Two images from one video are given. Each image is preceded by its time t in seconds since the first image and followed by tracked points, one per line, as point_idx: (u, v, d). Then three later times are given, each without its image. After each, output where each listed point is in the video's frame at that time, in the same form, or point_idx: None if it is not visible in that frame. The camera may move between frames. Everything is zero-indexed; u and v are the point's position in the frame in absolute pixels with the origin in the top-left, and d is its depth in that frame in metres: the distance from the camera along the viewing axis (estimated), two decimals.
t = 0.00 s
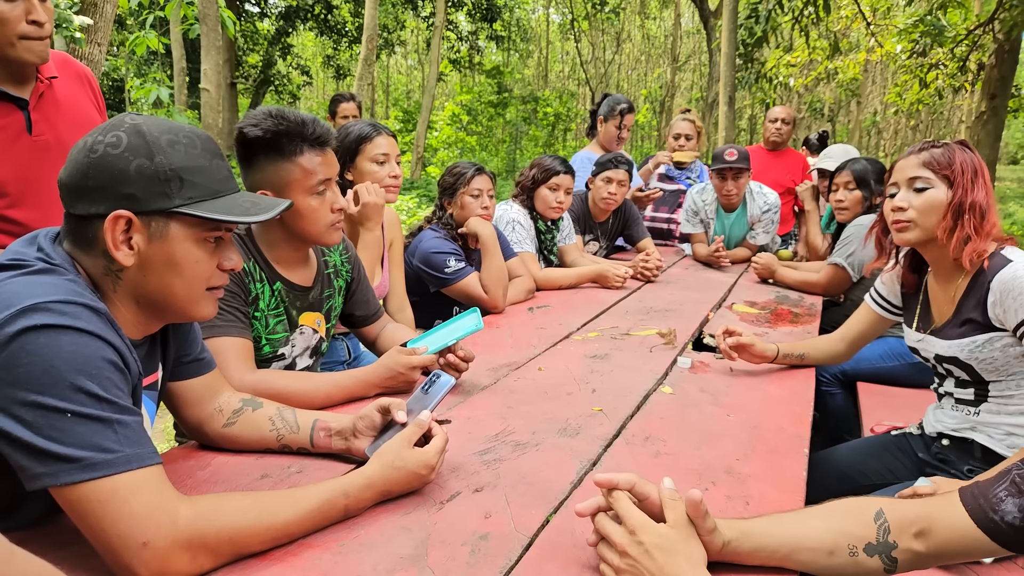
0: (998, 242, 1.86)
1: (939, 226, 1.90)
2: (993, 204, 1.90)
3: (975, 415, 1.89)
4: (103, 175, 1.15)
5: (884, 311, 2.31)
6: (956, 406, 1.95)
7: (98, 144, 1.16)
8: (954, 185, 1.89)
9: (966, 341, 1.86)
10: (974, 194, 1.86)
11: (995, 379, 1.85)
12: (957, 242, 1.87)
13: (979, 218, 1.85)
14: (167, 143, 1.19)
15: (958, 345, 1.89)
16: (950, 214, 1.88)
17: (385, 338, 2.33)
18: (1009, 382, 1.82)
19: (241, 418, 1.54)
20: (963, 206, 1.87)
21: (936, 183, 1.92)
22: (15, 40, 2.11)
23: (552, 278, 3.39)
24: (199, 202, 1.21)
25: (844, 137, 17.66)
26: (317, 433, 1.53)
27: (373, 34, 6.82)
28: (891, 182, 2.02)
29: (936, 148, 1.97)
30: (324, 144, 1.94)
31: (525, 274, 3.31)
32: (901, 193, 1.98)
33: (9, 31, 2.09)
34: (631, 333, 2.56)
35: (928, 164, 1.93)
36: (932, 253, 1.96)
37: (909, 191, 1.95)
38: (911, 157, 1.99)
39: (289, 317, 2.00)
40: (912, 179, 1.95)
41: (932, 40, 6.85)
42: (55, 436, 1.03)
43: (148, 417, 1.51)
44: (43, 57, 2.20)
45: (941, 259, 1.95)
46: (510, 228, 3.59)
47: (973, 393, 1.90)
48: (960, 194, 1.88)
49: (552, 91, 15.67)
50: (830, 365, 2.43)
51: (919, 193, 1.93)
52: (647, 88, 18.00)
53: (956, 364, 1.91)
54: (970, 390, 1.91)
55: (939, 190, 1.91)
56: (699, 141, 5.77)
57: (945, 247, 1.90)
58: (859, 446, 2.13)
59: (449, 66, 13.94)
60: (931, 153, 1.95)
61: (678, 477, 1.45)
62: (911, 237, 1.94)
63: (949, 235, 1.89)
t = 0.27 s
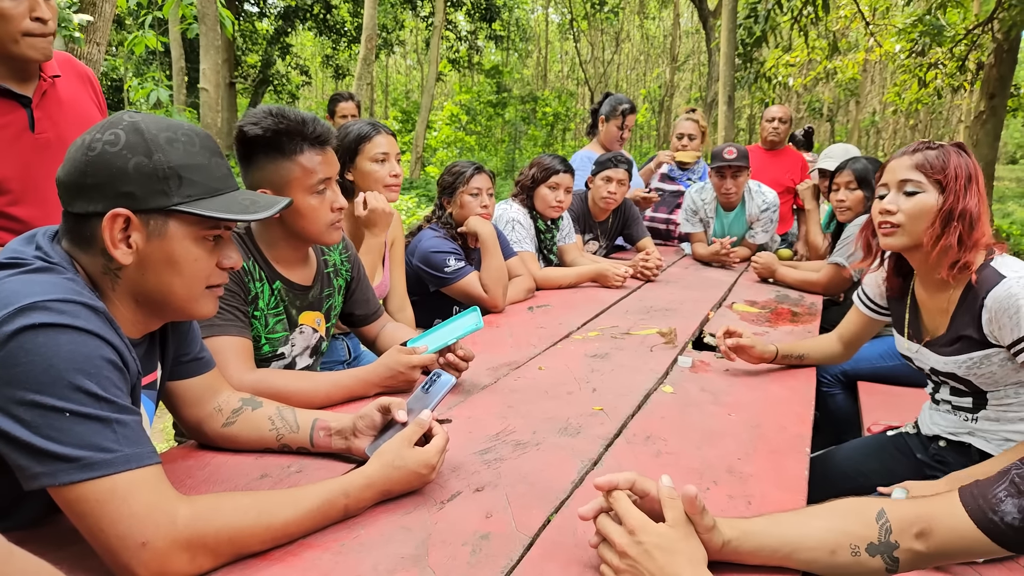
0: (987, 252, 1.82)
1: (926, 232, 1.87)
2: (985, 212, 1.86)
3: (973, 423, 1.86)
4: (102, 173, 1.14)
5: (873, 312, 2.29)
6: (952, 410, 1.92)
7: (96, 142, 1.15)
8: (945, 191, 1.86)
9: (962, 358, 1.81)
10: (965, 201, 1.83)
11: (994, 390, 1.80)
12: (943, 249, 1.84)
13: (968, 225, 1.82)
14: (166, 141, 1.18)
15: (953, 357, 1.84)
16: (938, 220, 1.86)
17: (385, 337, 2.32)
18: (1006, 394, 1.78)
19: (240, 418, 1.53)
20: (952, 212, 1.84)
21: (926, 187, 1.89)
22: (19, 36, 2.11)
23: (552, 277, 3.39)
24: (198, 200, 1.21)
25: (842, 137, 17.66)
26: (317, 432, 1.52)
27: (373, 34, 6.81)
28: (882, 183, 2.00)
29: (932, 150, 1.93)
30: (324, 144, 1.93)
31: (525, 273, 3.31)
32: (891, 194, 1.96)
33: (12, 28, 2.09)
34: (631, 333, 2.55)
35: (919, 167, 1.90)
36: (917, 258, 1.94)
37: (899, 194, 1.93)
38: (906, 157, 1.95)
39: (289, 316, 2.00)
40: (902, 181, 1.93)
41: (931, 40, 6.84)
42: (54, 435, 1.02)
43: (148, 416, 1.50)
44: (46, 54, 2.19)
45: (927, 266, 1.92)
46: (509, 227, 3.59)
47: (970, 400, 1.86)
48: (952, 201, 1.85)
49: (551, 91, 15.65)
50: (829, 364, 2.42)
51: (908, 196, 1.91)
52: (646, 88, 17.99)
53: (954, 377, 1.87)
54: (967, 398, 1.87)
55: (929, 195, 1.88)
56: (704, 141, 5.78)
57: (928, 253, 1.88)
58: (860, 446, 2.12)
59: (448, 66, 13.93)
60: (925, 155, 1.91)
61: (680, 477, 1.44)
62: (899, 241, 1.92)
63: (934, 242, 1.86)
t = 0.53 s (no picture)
0: (977, 250, 1.84)
1: (918, 237, 1.86)
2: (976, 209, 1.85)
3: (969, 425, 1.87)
4: (101, 172, 1.13)
5: (869, 311, 2.29)
6: (948, 415, 1.94)
7: (95, 140, 1.14)
8: (935, 193, 1.84)
9: (950, 356, 1.86)
10: (956, 202, 1.82)
11: (984, 390, 1.83)
12: (935, 253, 1.83)
13: (960, 226, 1.81)
14: (166, 139, 1.17)
15: (947, 361, 1.87)
16: (930, 223, 1.84)
17: (386, 337, 2.32)
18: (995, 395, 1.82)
19: (241, 418, 1.52)
20: (943, 214, 1.83)
21: (915, 191, 1.86)
22: (23, 35, 2.11)
23: (552, 277, 3.38)
24: (199, 199, 1.20)
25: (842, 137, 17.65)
26: (319, 432, 1.52)
27: (373, 35, 6.81)
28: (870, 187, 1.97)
29: (918, 150, 1.89)
30: (325, 143, 1.92)
31: (526, 272, 3.30)
32: (880, 199, 1.93)
33: (16, 27, 2.09)
34: (633, 332, 2.55)
35: (907, 171, 1.86)
36: (909, 260, 1.93)
37: (887, 199, 1.90)
38: (892, 160, 1.91)
39: (289, 316, 1.99)
40: (890, 186, 1.90)
41: (930, 40, 6.84)
42: (54, 435, 1.01)
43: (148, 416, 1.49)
44: (49, 52, 2.19)
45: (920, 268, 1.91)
46: (510, 227, 3.58)
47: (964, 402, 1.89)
48: (942, 202, 1.83)
49: (550, 91, 15.64)
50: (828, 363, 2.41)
51: (897, 201, 1.88)
52: (645, 88, 17.99)
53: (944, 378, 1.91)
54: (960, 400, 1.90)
55: (918, 198, 1.86)
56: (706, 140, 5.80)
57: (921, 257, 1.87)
58: (861, 446, 2.11)
59: (448, 66, 13.90)
60: (912, 157, 1.87)
61: (683, 477, 1.44)
62: (891, 246, 1.91)
63: (925, 246, 1.85)
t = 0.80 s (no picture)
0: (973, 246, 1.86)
1: (919, 237, 1.87)
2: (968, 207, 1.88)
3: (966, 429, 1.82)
4: (102, 171, 1.13)
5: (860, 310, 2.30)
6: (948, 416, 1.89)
7: (96, 140, 1.14)
8: (932, 192, 1.86)
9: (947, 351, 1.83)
10: (951, 201, 1.84)
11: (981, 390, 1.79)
12: (938, 253, 1.83)
13: (958, 224, 1.83)
14: (166, 138, 1.17)
15: (940, 351, 1.85)
16: (929, 223, 1.85)
17: (386, 337, 2.32)
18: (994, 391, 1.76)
19: (242, 417, 1.52)
20: (941, 213, 1.84)
21: (913, 192, 1.87)
22: (26, 35, 2.11)
23: (552, 276, 3.38)
24: (199, 198, 1.20)
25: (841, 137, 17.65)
26: (320, 431, 1.52)
27: (372, 35, 6.81)
28: (864, 189, 1.96)
29: (910, 150, 1.91)
30: (326, 144, 1.92)
31: (525, 272, 3.31)
32: (877, 202, 1.92)
33: (18, 26, 2.09)
34: (633, 332, 2.54)
35: (904, 171, 1.87)
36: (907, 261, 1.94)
37: (885, 201, 1.90)
38: (885, 162, 1.92)
39: (289, 316, 1.99)
40: (887, 188, 1.89)
41: (930, 39, 6.85)
42: (56, 436, 1.01)
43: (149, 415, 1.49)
44: (52, 52, 2.19)
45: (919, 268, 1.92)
46: (510, 226, 3.58)
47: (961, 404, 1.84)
48: (940, 202, 1.85)
49: (549, 91, 15.64)
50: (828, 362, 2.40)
51: (896, 203, 1.88)
52: (644, 88, 17.99)
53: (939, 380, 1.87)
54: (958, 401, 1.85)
55: (917, 198, 1.86)
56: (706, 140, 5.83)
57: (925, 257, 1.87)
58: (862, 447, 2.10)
59: (448, 66, 13.89)
60: (906, 158, 1.88)
61: (684, 476, 1.44)
62: (892, 248, 1.90)
63: (928, 246, 1.86)
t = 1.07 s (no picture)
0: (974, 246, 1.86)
1: (925, 241, 1.86)
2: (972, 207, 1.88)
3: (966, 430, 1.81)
4: (100, 170, 1.13)
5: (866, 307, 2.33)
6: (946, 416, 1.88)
7: (94, 138, 1.14)
8: (941, 196, 1.83)
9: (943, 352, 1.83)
10: (959, 204, 1.82)
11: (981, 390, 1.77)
12: (944, 258, 1.83)
13: (963, 227, 1.83)
14: (164, 137, 1.17)
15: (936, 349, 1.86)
16: (936, 228, 1.84)
17: (386, 336, 2.31)
18: (993, 392, 1.75)
19: (241, 418, 1.52)
20: (949, 217, 1.83)
21: (923, 195, 1.84)
22: (25, 34, 2.11)
23: (552, 276, 3.38)
24: (198, 196, 1.20)
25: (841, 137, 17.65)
26: (319, 432, 1.51)
27: (372, 35, 6.80)
28: (870, 189, 1.92)
29: (919, 150, 1.87)
30: (326, 144, 1.92)
31: (525, 272, 3.30)
32: (884, 203, 1.89)
33: (17, 25, 2.09)
34: (633, 332, 2.54)
35: (914, 175, 1.83)
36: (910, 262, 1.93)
37: (893, 204, 1.87)
38: (894, 163, 1.87)
39: (289, 316, 1.98)
40: (896, 191, 1.86)
41: (930, 39, 6.85)
42: (55, 435, 1.01)
43: (149, 415, 1.48)
44: (52, 51, 2.19)
45: (921, 267, 1.92)
46: (509, 226, 3.58)
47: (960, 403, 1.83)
48: (948, 206, 1.82)
49: (549, 91, 15.63)
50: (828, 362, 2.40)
51: (904, 206, 1.85)
52: (643, 88, 17.99)
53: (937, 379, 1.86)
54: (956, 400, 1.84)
55: (926, 202, 1.84)
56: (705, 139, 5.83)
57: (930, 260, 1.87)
58: (862, 447, 2.10)
59: (447, 66, 13.89)
60: (915, 159, 1.85)
61: (684, 476, 1.43)
62: (897, 251, 1.89)
63: (933, 249, 1.85)
